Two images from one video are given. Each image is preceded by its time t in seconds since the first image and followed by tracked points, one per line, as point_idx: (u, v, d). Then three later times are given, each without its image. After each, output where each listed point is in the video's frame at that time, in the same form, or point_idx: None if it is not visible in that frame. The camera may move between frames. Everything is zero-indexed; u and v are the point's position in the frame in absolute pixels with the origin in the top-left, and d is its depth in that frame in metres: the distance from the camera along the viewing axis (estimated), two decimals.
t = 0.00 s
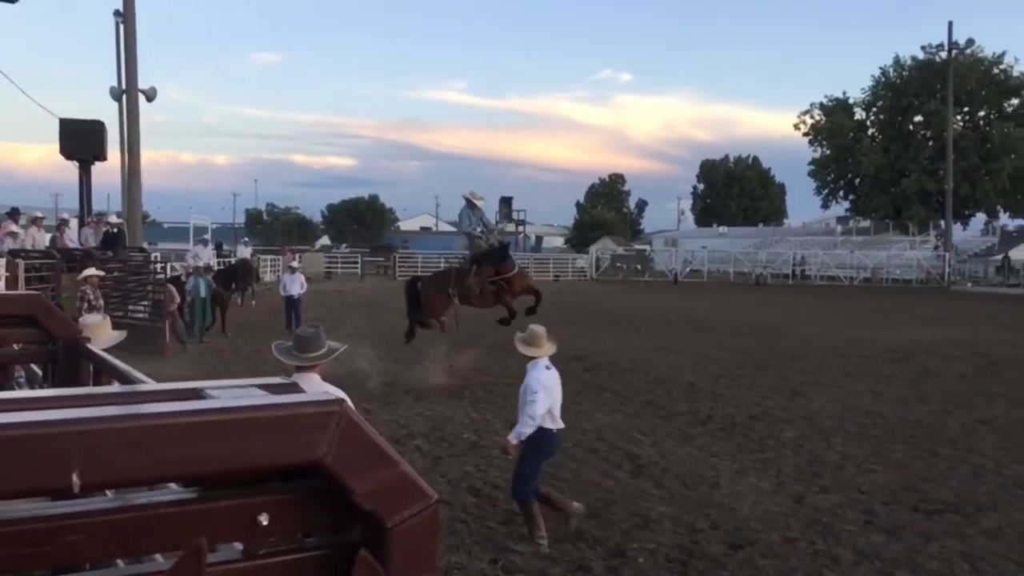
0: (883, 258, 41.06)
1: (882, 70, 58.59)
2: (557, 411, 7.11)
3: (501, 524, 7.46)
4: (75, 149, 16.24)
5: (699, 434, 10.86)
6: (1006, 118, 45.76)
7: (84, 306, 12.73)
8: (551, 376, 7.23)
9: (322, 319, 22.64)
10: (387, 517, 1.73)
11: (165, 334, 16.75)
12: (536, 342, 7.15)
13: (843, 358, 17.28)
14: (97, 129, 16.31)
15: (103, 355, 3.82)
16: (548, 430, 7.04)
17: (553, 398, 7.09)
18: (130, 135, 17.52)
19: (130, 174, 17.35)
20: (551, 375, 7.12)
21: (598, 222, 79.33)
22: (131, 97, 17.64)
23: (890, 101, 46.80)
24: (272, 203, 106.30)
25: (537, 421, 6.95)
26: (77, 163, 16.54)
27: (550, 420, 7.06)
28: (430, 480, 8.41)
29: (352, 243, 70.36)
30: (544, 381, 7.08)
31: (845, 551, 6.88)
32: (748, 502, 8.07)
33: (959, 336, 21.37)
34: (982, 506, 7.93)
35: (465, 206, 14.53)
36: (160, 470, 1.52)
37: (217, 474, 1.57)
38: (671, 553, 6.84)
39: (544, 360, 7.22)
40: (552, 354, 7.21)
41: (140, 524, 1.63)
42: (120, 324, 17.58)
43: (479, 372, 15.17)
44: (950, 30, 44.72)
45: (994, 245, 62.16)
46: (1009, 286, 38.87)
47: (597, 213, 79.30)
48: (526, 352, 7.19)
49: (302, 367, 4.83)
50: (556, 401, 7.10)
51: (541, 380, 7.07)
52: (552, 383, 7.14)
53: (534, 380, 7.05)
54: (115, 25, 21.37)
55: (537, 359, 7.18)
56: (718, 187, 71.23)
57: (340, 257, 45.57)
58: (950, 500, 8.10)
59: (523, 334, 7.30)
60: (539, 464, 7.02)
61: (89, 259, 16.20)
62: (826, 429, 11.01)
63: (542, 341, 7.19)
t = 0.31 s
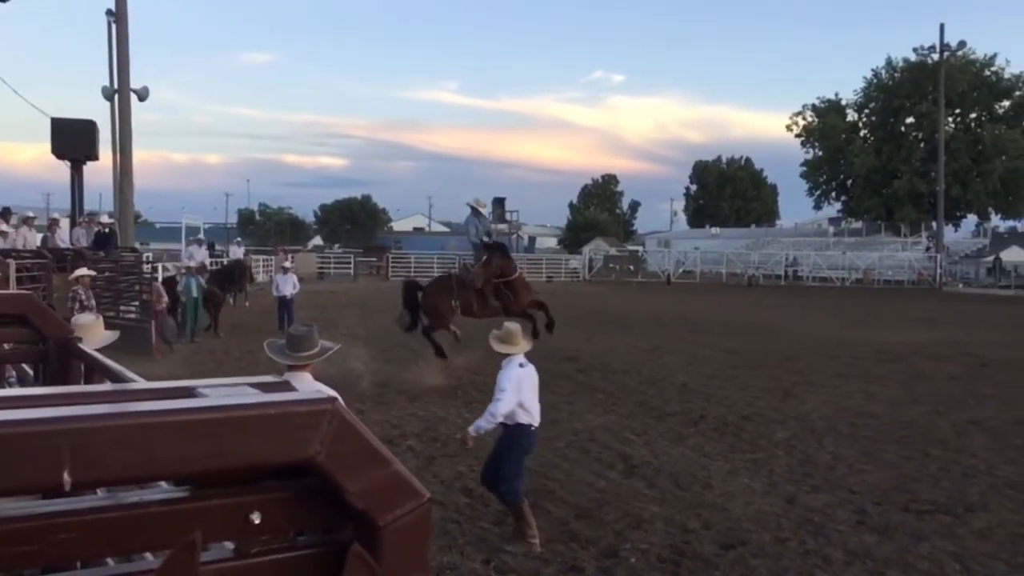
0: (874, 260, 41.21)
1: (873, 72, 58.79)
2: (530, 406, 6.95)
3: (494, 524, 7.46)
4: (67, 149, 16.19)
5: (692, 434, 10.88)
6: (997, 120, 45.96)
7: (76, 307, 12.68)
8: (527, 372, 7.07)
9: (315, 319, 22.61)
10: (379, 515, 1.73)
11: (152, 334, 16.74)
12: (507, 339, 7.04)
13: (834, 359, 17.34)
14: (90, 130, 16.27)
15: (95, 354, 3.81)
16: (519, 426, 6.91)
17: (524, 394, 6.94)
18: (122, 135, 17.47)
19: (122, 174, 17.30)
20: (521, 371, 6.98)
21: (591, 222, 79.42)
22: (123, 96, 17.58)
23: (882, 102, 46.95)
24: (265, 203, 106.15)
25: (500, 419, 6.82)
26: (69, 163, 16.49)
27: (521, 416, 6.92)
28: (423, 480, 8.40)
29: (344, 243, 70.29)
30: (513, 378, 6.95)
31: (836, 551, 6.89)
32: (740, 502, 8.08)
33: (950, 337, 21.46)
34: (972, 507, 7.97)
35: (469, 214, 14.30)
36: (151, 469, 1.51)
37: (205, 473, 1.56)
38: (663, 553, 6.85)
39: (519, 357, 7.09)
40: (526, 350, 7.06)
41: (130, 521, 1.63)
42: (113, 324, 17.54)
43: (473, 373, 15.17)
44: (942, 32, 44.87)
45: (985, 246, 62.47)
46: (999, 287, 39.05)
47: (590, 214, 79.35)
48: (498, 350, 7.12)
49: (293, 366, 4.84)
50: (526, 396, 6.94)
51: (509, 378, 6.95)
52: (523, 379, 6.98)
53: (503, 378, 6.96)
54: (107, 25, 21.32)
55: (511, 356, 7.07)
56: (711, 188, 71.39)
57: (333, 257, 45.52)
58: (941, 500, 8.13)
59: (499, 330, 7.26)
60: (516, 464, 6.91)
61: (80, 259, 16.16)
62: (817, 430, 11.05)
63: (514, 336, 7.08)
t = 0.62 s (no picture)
0: (864, 260, 41.37)
1: (864, 72, 58.98)
2: (502, 400, 6.89)
3: (485, 523, 7.46)
4: (57, 148, 16.11)
5: (682, 434, 10.90)
6: (987, 121, 46.12)
7: (66, 306, 12.63)
8: (501, 367, 6.99)
9: (307, 319, 22.57)
10: (369, 515, 1.72)
11: (136, 335, 16.73)
12: (478, 333, 6.99)
13: (824, 358, 17.40)
14: (80, 129, 16.21)
15: (84, 353, 3.80)
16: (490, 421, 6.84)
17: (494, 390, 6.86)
18: (112, 134, 17.40)
19: (112, 173, 17.26)
20: (493, 366, 6.92)
21: (583, 222, 79.44)
22: (113, 95, 17.54)
23: (872, 103, 47.07)
24: (255, 203, 105.87)
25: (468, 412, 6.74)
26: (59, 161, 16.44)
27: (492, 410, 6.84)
28: (414, 480, 8.38)
29: (335, 243, 70.08)
30: (484, 373, 6.88)
31: (826, 550, 6.91)
32: (730, 501, 8.10)
33: (940, 336, 21.54)
34: (961, 506, 8.00)
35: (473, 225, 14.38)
36: (140, 467, 1.51)
37: (194, 471, 1.56)
38: (654, 553, 6.85)
39: (493, 352, 7.02)
40: (499, 344, 6.98)
41: (119, 519, 1.63)
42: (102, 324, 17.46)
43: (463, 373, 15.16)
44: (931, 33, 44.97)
45: (975, 247, 62.73)
46: (988, 287, 39.21)
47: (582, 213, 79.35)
48: (472, 345, 7.09)
49: (283, 365, 4.83)
50: (496, 391, 6.85)
51: (480, 373, 6.88)
52: (494, 374, 6.91)
53: (474, 373, 6.90)
54: (97, 24, 21.22)
55: (484, 352, 7.02)
56: (702, 188, 71.52)
57: (324, 257, 45.39)
58: (931, 499, 8.16)
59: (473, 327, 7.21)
60: (495, 459, 6.87)
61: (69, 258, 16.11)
62: (808, 429, 11.08)
63: (487, 331, 7.00)
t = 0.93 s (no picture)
0: (854, 258, 41.51)
1: (853, 71, 59.11)
2: (473, 396, 6.82)
3: (476, 522, 7.45)
4: (45, 146, 16.01)
5: (673, 432, 10.92)
6: (975, 120, 46.28)
7: (55, 306, 12.57)
8: (474, 364, 6.95)
9: (297, 318, 22.46)
10: (359, 512, 1.72)
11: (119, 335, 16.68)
12: (452, 330, 6.95)
13: (814, 356, 17.45)
14: (68, 127, 16.12)
15: (72, 352, 3.77)
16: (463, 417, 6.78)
17: (466, 386, 6.82)
18: (101, 132, 17.31)
19: (101, 171, 17.18)
20: (466, 362, 6.89)
21: (573, 221, 79.45)
22: (101, 93, 17.47)
23: (861, 102, 47.19)
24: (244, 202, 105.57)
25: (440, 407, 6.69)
26: (47, 160, 16.36)
27: (463, 406, 6.79)
28: (405, 479, 8.37)
29: (325, 242, 69.84)
30: (456, 370, 6.86)
31: (816, 546, 6.94)
32: (721, 499, 8.12)
33: (928, 334, 21.62)
34: (950, 502, 8.03)
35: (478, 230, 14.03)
36: (131, 464, 1.50)
37: (182, 469, 1.56)
38: (645, 550, 6.86)
39: (468, 349, 6.98)
40: (473, 341, 6.93)
41: (106, 518, 1.62)
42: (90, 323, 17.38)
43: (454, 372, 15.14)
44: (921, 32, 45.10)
45: (964, 244, 62.97)
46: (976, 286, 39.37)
47: (572, 212, 79.36)
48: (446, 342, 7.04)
49: (273, 364, 4.80)
50: (467, 386, 6.81)
51: (451, 369, 6.86)
52: (466, 370, 6.87)
53: (446, 370, 6.88)
54: (85, 21, 21.09)
55: (458, 349, 6.99)
56: (692, 187, 71.58)
57: (314, 256, 45.24)
58: (919, 496, 8.20)
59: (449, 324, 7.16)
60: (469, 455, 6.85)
61: (57, 256, 16.03)
62: (797, 426, 11.11)
63: (460, 327, 6.94)
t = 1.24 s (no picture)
0: (841, 256, 41.69)
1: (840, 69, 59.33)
2: (442, 398, 6.83)
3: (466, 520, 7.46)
4: (30, 144, 15.91)
5: (661, 429, 10.94)
6: (961, 118, 46.52)
7: (41, 304, 12.51)
8: (445, 365, 6.92)
9: (286, 317, 22.41)
10: (345, 510, 1.72)
11: (98, 336, 16.66)
12: (426, 328, 6.89)
13: (801, 354, 17.53)
14: (53, 124, 16.03)
15: (58, 350, 3.75)
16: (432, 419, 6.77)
17: (436, 388, 6.81)
18: (86, 130, 17.21)
19: (87, 169, 17.09)
20: (436, 364, 6.86)
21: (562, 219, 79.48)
22: (87, 91, 17.37)
23: (848, 100, 47.40)
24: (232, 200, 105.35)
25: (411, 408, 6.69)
26: (33, 158, 16.25)
27: (432, 408, 6.80)
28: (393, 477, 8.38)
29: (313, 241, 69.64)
30: (426, 371, 6.83)
31: (804, 543, 6.97)
32: (709, 496, 8.14)
33: (915, 331, 21.74)
34: (936, 499, 8.09)
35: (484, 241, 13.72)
36: (117, 462, 1.50)
37: (169, 466, 1.55)
38: (633, 548, 6.88)
39: (440, 349, 6.94)
40: (445, 342, 6.87)
41: (92, 515, 1.62)
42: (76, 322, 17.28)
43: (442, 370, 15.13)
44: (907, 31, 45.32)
45: (950, 242, 63.32)
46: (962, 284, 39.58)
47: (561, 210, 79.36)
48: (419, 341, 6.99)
49: (259, 362, 4.79)
50: (437, 388, 6.81)
51: (422, 369, 6.84)
52: (437, 371, 6.85)
53: (416, 370, 6.86)
54: (71, 19, 20.97)
55: (429, 348, 6.95)
56: (681, 185, 71.70)
57: (302, 253, 45.10)
58: (907, 493, 8.24)
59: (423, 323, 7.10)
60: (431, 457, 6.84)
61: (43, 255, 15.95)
62: (785, 424, 11.16)
63: (432, 328, 6.88)
